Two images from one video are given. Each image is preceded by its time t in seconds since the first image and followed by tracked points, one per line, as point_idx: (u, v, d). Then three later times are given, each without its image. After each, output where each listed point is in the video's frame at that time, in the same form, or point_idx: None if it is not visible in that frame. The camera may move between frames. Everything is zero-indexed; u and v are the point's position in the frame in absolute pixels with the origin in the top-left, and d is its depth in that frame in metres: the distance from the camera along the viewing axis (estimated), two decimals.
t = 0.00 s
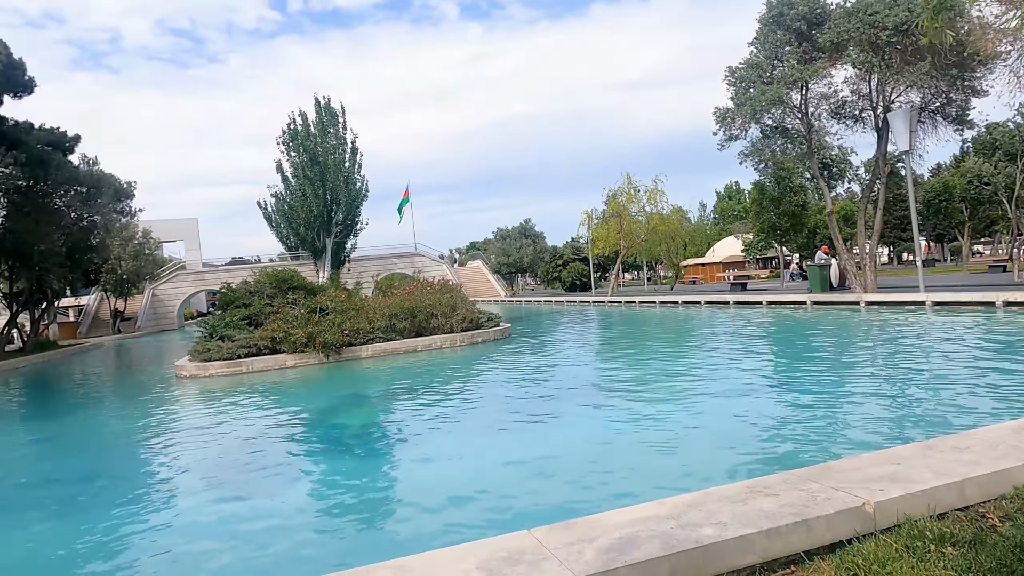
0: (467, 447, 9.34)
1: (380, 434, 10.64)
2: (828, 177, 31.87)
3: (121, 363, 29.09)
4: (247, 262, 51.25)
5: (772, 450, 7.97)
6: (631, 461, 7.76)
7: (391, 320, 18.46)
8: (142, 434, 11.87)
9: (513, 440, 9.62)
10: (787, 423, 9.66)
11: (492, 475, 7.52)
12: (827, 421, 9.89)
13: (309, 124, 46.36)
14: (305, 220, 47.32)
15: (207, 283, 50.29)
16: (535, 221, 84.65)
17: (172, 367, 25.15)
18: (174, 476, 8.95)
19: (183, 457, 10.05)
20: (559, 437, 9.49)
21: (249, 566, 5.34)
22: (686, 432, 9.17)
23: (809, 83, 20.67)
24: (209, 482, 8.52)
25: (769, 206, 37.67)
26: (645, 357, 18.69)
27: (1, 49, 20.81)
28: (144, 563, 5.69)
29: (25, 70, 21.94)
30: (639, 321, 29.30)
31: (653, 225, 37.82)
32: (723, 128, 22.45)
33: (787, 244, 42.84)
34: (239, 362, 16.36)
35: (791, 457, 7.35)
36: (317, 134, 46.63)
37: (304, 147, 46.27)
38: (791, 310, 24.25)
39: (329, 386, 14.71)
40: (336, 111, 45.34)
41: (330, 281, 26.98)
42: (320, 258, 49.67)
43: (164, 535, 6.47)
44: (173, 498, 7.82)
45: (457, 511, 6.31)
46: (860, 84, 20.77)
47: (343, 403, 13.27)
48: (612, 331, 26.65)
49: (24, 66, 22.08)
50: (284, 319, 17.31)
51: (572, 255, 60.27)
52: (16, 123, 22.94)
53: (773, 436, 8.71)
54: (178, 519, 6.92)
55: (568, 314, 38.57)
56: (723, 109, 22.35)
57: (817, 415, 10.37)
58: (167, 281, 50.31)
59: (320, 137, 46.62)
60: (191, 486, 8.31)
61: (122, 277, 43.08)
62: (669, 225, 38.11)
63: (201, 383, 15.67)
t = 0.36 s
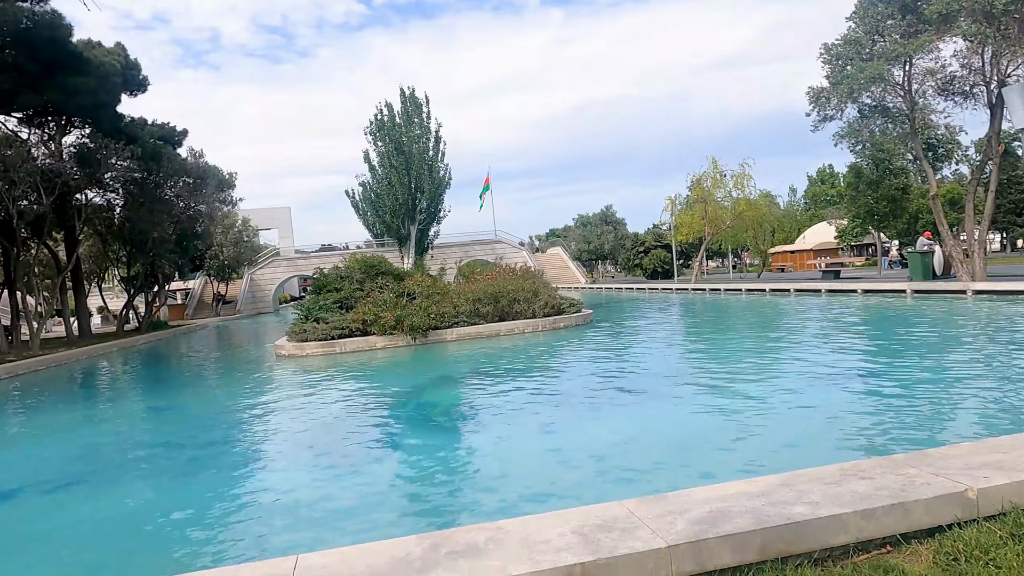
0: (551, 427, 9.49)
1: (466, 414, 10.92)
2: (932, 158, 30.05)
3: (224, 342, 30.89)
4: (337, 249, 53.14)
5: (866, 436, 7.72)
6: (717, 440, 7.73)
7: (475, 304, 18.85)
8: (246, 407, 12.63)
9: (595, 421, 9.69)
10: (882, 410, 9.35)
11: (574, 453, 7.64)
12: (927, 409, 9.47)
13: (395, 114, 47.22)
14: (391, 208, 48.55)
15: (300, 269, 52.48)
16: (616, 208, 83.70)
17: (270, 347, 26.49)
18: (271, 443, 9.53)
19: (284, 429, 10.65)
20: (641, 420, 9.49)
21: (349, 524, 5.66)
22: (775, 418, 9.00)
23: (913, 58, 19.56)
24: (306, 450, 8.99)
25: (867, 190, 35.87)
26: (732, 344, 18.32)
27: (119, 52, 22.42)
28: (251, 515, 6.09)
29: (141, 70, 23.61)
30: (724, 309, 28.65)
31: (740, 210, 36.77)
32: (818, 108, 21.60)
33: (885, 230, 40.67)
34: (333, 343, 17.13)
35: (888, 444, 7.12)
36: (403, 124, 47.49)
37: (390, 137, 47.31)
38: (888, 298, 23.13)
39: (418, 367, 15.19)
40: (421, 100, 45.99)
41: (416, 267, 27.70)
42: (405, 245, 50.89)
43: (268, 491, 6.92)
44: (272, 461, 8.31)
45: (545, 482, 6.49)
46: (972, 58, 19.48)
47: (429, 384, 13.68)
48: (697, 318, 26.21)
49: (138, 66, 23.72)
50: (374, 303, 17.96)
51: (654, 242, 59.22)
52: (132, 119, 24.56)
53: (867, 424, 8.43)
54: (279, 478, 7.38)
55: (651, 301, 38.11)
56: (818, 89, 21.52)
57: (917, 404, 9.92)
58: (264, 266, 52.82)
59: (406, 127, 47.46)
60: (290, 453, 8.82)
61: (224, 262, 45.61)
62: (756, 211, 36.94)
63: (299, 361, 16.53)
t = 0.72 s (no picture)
0: (642, 398, 9.48)
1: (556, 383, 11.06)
2: None
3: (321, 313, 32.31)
4: (424, 223, 54.22)
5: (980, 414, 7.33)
6: (816, 413, 7.53)
7: (562, 277, 18.91)
8: (344, 373, 13.26)
9: (687, 393, 9.62)
10: (997, 388, 8.81)
11: (668, 424, 7.63)
12: None
13: (480, 88, 47.23)
14: (477, 182, 48.94)
15: (389, 242, 53.88)
16: (706, 178, 81.11)
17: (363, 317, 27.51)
18: (369, 408, 9.98)
19: (380, 394, 11.12)
20: (736, 393, 9.34)
21: (447, 484, 5.93)
22: (878, 393, 8.66)
23: None
24: (404, 415, 9.38)
25: (984, 154, 33.28)
26: (830, 318, 17.61)
27: (223, 37, 23.52)
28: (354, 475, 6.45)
29: (243, 53, 24.69)
30: (821, 282, 27.46)
31: (840, 179, 34.93)
32: (932, 66, 20.17)
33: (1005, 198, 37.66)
34: (425, 313, 17.63)
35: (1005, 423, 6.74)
36: (488, 97, 47.48)
37: (476, 111, 47.46)
38: (1006, 272, 21.54)
39: (507, 338, 15.44)
40: (506, 73, 45.79)
41: (503, 239, 27.91)
42: (490, 218, 51.29)
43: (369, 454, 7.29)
44: (372, 424, 8.73)
45: (640, 450, 6.53)
46: None
47: (517, 354, 13.90)
48: (792, 292, 25.28)
49: (240, 50, 24.81)
50: (464, 275, 18.31)
51: (745, 213, 56.94)
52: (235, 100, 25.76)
53: (982, 402, 7.99)
54: (380, 441, 7.76)
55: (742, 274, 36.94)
56: (932, 46, 20.08)
57: None
58: (355, 241, 54.53)
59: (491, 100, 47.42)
60: (389, 417, 9.22)
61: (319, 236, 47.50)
62: (858, 179, 34.97)
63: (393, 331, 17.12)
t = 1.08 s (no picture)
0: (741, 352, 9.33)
1: (652, 338, 11.04)
2: None
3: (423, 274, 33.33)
4: (521, 186, 54.36)
5: None
6: (931, 370, 7.17)
7: (661, 236, 18.63)
8: (445, 329, 13.75)
9: (790, 348, 9.36)
10: None
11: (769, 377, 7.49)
12: None
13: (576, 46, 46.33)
14: (574, 143, 48.42)
15: (487, 207, 54.47)
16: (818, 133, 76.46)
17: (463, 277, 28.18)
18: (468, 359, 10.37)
19: (479, 347, 11.49)
20: (844, 349, 9.00)
21: (541, 422, 6.17)
22: (1002, 350, 8.13)
23: None
24: (501, 365, 9.69)
25: None
26: (954, 276, 16.45)
27: (327, 8, 24.30)
28: (454, 409, 6.81)
29: (347, 23, 25.40)
30: (946, 240, 25.54)
31: (970, 128, 32.10)
32: None
33: None
34: (522, 273, 17.89)
35: None
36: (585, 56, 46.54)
37: (572, 70, 46.71)
38: None
39: (603, 296, 15.46)
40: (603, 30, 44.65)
41: (600, 200, 27.64)
42: (587, 180, 50.73)
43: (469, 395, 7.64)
44: (472, 373, 9.09)
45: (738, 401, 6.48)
46: None
47: (613, 310, 13.92)
48: (911, 250, 23.71)
49: (344, 20, 25.55)
50: (561, 235, 18.38)
51: (861, 169, 53.49)
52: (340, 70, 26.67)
53: None
54: (478, 387, 8.09)
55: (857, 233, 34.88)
56: None
57: None
58: (454, 205, 55.43)
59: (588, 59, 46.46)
60: (488, 367, 9.56)
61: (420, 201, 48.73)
62: (992, 128, 31.99)
63: (492, 290, 17.50)
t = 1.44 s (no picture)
0: (841, 324, 8.98)
1: (746, 310, 10.78)
2: None
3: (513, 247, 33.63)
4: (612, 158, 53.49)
5: None
6: None
7: (758, 208, 18.04)
8: (534, 299, 13.93)
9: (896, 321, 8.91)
10: None
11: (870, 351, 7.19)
12: None
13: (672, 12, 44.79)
14: (667, 112, 47.12)
15: (578, 180, 53.98)
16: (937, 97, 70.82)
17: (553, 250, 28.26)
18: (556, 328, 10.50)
19: (567, 317, 11.60)
20: (956, 322, 8.49)
21: (627, 387, 6.24)
22: None
23: None
24: (589, 334, 9.78)
25: None
26: None
27: None
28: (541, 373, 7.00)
29: None
30: None
31: None
32: None
33: None
34: (612, 245, 17.77)
35: None
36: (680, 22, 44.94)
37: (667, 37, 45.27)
38: None
39: (696, 268, 15.17)
40: None
41: (694, 171, 26.88)
42: (681, 151, 49.33)
43: (557, 361, 7.77)
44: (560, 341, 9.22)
45: (834, 373, 6.28)
46: None
47: (705, 282, 13.66)
48: None
49: None
50: (652, 207, 18.09)
51: (987, 134, 49.01)
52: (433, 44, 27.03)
53: None
54: (566, 354, 8.21)
55: (979, 203, 32.27)
56: None
57: None
58: (545, 177, 55.22)
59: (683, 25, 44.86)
60: (576, 336, 9.65)
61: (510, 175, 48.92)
62: None
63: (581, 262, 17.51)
